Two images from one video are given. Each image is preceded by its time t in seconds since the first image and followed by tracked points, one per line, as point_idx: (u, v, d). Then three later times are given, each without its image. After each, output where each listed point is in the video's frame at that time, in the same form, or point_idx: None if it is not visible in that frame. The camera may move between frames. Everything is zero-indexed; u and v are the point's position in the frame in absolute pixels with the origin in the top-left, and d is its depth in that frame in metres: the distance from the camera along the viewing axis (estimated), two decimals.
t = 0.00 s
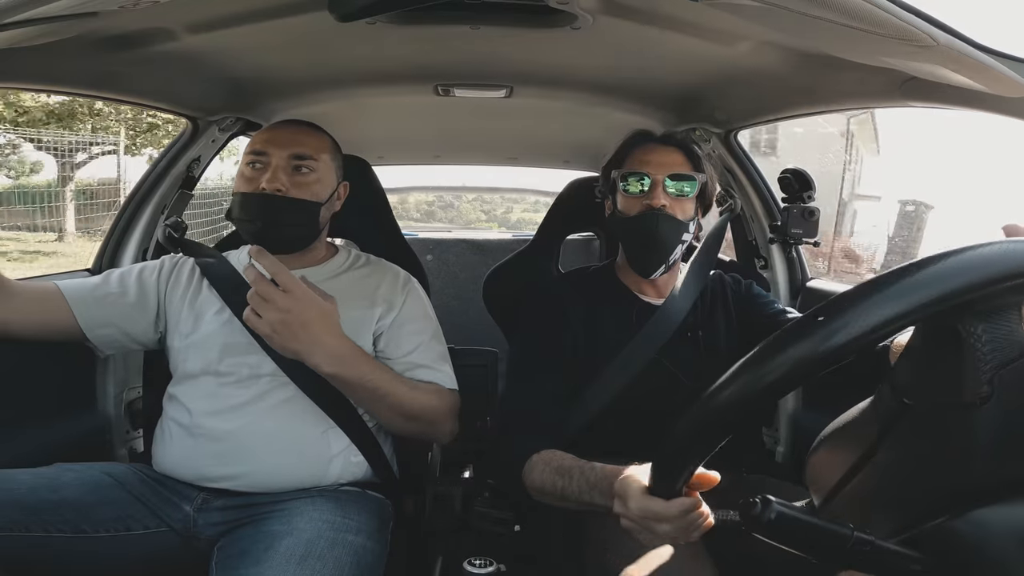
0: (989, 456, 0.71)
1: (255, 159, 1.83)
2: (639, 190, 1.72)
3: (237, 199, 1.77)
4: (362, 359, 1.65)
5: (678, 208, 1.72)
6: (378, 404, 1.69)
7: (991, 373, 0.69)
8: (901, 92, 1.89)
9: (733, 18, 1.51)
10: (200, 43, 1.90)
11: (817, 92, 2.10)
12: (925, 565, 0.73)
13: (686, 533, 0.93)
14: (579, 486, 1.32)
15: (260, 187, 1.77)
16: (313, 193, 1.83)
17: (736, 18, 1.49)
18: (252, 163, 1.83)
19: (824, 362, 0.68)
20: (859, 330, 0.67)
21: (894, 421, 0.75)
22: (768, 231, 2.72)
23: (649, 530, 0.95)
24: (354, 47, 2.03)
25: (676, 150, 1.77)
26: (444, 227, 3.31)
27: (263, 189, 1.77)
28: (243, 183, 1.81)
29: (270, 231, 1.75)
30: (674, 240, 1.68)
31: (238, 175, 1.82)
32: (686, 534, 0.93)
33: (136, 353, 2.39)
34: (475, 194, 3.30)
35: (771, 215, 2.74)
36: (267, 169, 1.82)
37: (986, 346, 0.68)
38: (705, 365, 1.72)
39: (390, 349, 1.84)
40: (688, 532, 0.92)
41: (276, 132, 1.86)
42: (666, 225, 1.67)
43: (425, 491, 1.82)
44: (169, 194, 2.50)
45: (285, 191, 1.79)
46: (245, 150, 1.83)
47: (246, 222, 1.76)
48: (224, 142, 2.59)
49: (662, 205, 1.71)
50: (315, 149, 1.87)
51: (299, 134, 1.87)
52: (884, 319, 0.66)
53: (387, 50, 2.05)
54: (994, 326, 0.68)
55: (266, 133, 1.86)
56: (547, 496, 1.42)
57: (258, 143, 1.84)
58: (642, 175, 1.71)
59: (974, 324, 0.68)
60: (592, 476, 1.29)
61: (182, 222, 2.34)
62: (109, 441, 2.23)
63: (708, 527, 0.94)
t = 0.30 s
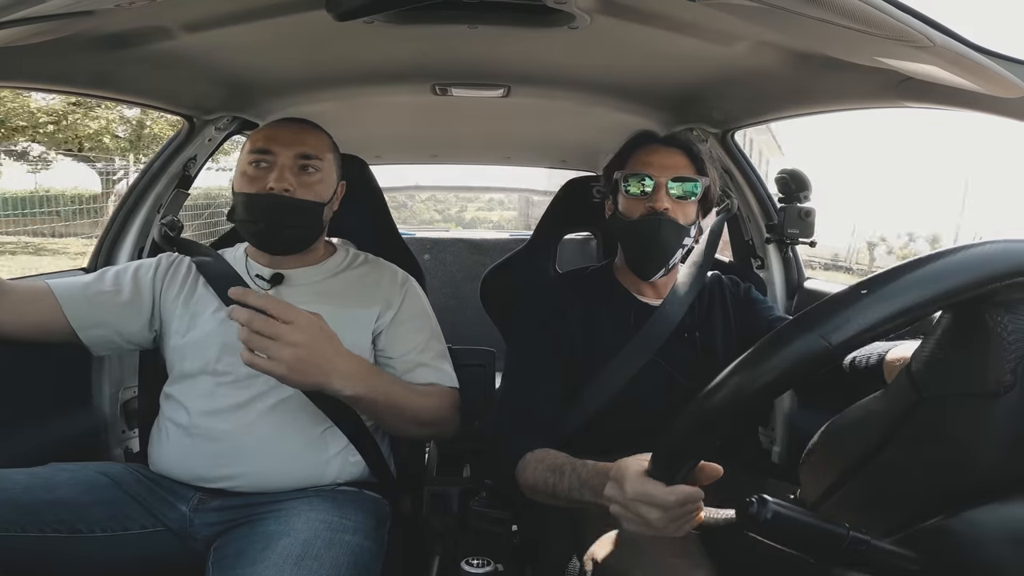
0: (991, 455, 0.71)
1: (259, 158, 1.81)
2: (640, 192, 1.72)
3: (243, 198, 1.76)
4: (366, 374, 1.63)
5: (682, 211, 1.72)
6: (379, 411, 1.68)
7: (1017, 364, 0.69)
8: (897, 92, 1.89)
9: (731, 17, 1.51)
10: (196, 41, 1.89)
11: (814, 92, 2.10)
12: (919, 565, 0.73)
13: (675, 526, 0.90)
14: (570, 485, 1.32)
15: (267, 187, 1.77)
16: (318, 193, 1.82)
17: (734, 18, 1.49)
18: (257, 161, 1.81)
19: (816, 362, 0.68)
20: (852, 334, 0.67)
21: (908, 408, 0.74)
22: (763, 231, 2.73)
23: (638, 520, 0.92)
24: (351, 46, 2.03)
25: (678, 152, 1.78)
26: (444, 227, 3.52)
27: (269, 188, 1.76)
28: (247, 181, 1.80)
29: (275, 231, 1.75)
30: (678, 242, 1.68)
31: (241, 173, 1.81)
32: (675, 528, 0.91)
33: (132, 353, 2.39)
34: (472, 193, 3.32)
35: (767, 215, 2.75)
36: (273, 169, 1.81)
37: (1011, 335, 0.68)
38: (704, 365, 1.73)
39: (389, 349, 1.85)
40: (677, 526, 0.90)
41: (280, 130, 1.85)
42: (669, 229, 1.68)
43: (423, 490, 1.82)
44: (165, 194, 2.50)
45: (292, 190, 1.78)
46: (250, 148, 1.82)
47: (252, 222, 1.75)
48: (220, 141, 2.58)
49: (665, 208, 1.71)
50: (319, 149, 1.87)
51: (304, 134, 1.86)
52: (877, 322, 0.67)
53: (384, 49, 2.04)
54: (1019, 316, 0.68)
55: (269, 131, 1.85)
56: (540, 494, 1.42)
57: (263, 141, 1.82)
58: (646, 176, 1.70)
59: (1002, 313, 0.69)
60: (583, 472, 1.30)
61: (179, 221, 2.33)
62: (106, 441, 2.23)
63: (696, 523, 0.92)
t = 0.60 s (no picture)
0: (987, 452, 0.72)
1: (274, 154, 1.81)
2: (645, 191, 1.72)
3: (259, 194, 1.74)
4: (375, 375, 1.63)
5: (689, 211, 1.72)
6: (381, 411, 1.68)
7: None
8: (895, 91, 1.89)
9: (731, 16, 1.51)
10: (194, 39, 1.89)
11: (811, 90, 2.10)
12: (914, 562, 0.74)
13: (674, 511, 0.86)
14: (564, 479, 1.32)
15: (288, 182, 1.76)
16: (334, 190, 1.85)
17: (733, 16, 1.49)
18: (271, 157, 1.81)
19: (823, 353, 0.68)
20: (856, 327, 0.67)
21: (922, 396, 0.73)
22: (762, 229, 2.74)
23: (635, 501, 0.88)
24: (349, 44, 2.02)
25: (684, 151, 1.78)
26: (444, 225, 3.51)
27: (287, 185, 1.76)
28: (263, 176, 1.80)
29: (287, 231, 1.73)
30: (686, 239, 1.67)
31: (256, 168, 1.80)
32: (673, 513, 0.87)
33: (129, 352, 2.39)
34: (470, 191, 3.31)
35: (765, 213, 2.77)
36: (289, 165, 1.81)
37: None
38: (705, 364, 1.73)
39: (392, 347, 1.85)
40: (676, 510, 0.86)
41: (290, 127, 1.85)
42: (675, 228, 1.67)
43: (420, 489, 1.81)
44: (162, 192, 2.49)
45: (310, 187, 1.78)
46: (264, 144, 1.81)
47: (262, 219, 1.73)
48: (218, 139, 2.58)
49: (672, 206, 1.71)
50: (332, 148, 1.88)
51: (313, 132, 1.86)
52: (879, 315, 0.66)
53: (383, 47, 2.04)
54: None
55: (284, 127, 1.85)
56: (536, 488, 1.42)
57: (277, 138, 1.82)
58: (653, 175, 1.70)
59: None
60: (575, 463, 1.29)
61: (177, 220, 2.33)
62: (103, 440, 2.23)
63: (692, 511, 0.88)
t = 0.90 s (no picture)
0: (987, 453, 0.72)
1: (285, 161, 1.80)
2: (649, 197, 1.71)
3: (274, 203, 1.76)
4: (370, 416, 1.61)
5: (693, 223, 1.72)
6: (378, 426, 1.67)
7: None
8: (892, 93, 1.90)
9: (728, 18, 1.51)
10: (192, 42, 1.89)
11: (808, 93, 2.11)
12: (917, 562, 0.74)
13: (676, 506, 0.83)
14: (563, 480, 1.31)
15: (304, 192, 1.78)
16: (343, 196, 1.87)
17: (730, 19, 1.49)
18: (284, 163, 1.80)
19: (822, 357, 0.68)
20: (856, 327, 0.67)
21: (927, 397, 0.73)
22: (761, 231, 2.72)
23: (635, 495, 0.85)
24: (347, 47, 2.03)
25: (692, 158, 1.78)
26: (443, 227, 3.51)
27: (304, 194, 1.79)
28: (275, 183, 1.79)
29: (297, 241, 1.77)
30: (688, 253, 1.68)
31: (267, 176, 1.79)
32: (674, 508, 0.84)
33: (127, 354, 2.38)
34: (469, 194, 3.31)
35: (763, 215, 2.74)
36: (301, 172, 1.81)
37: None
38: (705, 369, 1.73)
39: (392, 351, 1.85)
40: (677, 505, 0.83)
41: (298, 131, 1.83)
42: (678, 241, 1.68)
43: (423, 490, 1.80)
44: (160, 194, 2.49)
45: (324, 195, 1.82)
46: (278, 149, 1.80)
47: (274, 229, 1.76)
48: (216, 142, 2.58)
49: (675, 218, 1.71)
50: (333, 152, 1.88)
51: (315, 137, 1.85)
52: (878, 317, 0.67)
53: (381, 49, 2.04)
54: None
55: (292, 132, 1.83)
56: (535, 489, 1.41)
57: (290, 143, 1.81)
58: (660, 183, 1.70)
59: None
60: (573, 463, 1.28)
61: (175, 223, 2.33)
62: (101, 443, 2.23)
63: (693, 507, 0.85)
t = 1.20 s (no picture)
0: (989, 452, 0.71)
1: (326, 162, 1.83)
2: (642, 197, 1.71)
3: (315, 203, 1.77)
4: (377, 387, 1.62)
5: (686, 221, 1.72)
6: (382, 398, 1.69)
7: None
8: (891, 92, 1.90)
9: (727, 17, 1.51)
10: (191, 41, 1.88)
11: (808, 92, 2.11)
12: (916, 562, 0.74)
13: (677, 499, 0.79)
14: (559, 477, 1.30)
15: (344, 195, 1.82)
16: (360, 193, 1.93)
17: (729, 18, 1.49)
18: (321, 165, 1.82)
19: (821, 355, 0.69)
20: (850, 327, 0.68)
21: (927, 396, 0.74)
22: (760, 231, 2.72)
23: (636, 486, 0.81)
24: (346, 45, 2.02)
25: (683, 157, 1.78)
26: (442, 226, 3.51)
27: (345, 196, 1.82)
28: (313, 183, 1.81)
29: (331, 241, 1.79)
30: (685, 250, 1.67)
31: (309, 175, 1.81)
32: (676, 502, 0.80)
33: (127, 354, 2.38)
34: (468, 193, 3.31)
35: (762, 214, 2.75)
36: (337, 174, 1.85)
37: None
38: (704, 369, 1.73)
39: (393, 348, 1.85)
40: (679, 498, 0.79)
41: (331, 134, 1.86)
42: (670, 240, 1.68)
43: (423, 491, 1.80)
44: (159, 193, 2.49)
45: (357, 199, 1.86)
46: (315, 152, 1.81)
47: (312, 229, 1.77)
48: (215, 141, 2.57)
49: (667, 217, 1.71)
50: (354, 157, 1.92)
51: (328, 136, 1.85)
52: (871, 317, 0.68)
53: (380, 48, 2.04)
54: None
55: (331, 135, 1.86)
56: (533, 486, 1.41)
57: (327, 146, 1.83)
58: (648, 183, 1.69)
59: None
60: (571, 457, 1.27)
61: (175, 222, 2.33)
62: (101, 442, 2.22)
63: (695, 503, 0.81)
